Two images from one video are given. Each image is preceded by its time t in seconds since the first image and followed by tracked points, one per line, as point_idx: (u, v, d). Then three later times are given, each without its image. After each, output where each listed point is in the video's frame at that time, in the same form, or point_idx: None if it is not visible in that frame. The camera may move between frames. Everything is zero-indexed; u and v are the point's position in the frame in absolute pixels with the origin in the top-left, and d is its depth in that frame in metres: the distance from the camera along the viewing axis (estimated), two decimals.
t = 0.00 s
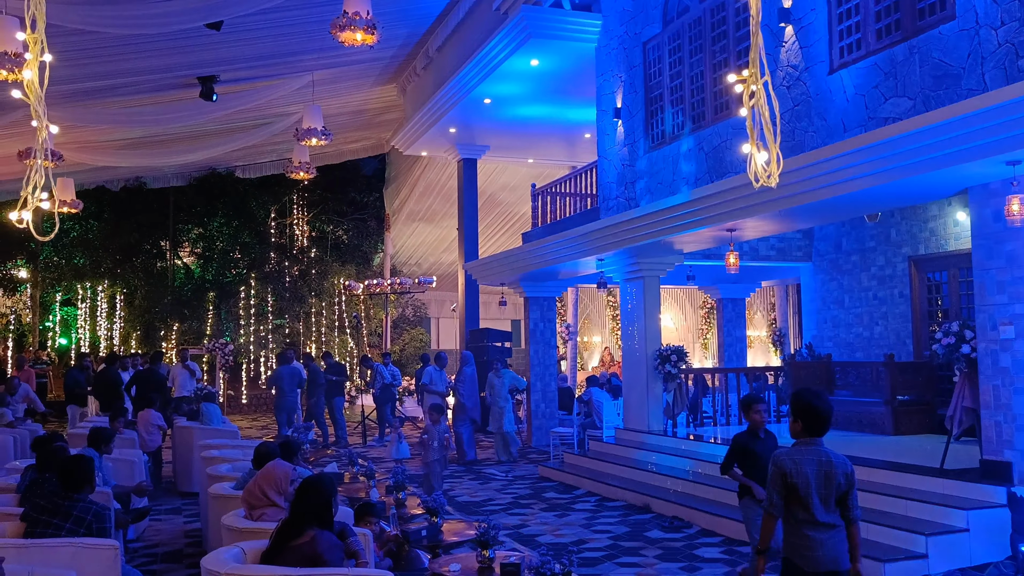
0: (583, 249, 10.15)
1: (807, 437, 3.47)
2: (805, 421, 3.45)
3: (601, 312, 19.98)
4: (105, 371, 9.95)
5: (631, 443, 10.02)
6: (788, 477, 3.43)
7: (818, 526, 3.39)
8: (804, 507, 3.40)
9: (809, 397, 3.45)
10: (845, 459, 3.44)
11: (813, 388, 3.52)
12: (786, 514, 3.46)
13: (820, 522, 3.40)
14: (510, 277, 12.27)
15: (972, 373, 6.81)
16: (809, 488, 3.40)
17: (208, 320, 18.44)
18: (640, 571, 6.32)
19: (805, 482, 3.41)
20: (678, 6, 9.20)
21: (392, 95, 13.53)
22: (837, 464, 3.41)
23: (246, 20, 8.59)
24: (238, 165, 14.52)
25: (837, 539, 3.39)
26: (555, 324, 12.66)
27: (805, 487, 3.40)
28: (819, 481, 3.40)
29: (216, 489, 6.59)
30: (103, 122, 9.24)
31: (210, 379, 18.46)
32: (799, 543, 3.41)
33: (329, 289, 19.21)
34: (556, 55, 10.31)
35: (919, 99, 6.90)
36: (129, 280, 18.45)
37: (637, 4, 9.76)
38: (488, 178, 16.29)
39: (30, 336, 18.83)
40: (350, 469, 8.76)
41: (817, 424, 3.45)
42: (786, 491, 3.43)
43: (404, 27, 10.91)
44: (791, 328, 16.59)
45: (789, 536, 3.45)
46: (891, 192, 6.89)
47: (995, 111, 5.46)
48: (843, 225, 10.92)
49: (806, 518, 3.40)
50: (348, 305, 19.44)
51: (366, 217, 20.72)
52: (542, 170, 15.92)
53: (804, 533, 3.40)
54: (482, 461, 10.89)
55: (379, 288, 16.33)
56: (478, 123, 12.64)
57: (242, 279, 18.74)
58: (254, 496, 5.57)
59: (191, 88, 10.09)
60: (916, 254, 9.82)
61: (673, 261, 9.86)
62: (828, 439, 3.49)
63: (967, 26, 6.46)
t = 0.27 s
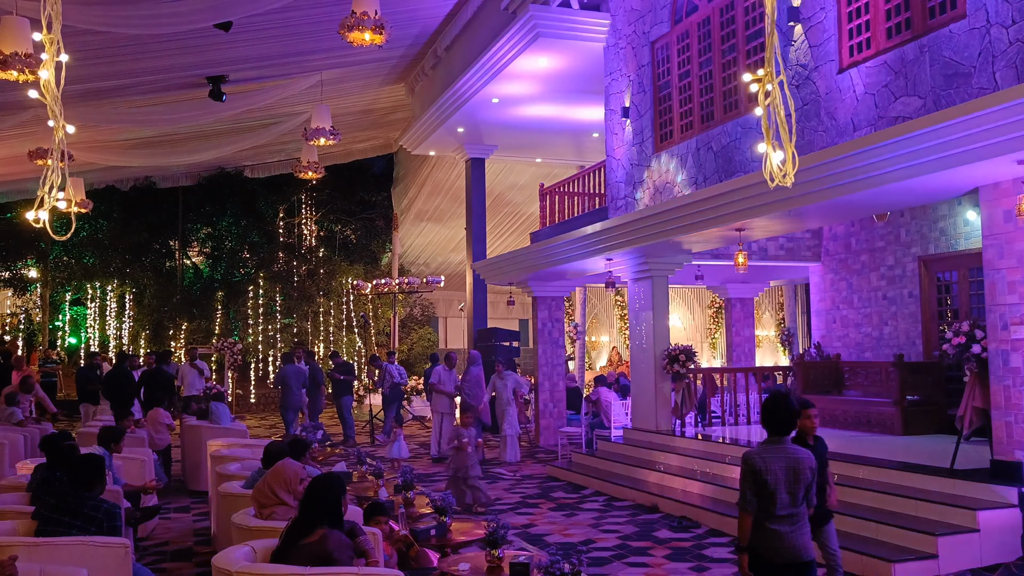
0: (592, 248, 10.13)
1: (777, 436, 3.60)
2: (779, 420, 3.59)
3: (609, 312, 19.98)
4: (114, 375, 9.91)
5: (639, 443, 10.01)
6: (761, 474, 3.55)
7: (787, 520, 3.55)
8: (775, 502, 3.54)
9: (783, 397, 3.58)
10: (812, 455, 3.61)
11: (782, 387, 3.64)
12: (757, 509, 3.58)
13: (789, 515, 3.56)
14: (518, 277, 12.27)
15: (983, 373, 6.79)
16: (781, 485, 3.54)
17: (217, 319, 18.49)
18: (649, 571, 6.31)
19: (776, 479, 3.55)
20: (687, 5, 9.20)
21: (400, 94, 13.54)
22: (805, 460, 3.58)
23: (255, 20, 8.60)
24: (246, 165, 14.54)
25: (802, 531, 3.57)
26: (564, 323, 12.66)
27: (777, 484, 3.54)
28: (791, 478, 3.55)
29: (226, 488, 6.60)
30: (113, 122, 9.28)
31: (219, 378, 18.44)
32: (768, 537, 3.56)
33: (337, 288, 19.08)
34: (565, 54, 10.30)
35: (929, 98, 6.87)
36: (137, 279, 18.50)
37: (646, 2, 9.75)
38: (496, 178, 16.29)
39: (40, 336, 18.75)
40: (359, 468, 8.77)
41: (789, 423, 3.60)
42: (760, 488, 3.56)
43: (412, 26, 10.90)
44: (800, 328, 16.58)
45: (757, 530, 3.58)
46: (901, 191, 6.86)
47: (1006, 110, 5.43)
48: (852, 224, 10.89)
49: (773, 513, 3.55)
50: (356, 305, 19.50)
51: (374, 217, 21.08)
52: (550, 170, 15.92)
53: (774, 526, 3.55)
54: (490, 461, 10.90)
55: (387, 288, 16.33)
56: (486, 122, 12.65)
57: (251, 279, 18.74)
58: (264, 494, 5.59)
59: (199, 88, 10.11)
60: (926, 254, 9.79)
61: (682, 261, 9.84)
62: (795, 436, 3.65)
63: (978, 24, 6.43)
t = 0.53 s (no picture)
0: (602, 248, 10.12)
1: (758, 427, 3.83)
2: (759, 412, 3.81)
3: (618, 311, 19.96)
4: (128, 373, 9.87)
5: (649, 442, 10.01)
6: (742, 463, 3.79)
7: (769, 508, 3.74)
8: (756, 490, 3.76)
9: (764, 390, 3.80)
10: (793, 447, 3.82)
11: (763, 382, 3.88)
12: (740, 496, 3.80)
13: (772, 503, 3.75)
14: (527, 277, 12.27)
15: (995, 373, 6.76)
16: (761, 473, 3.77)
17: (228, 318, 18.54)
18: (660, 571, 6.30)
19: (756, 468, 3.78)
20: (698, 4, 9.17)
21: (410, 94, 13.55)
22: (784, 450, 3.80)
23: (264, 21, 8.61)
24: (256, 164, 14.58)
25: (784, 518, 3.76)
26: (573, 323, 12.65)
27: (757, 472, 3.78)
28: (771, 466, 3.78)
29: (238, 487, 6.62)
30: (124, 122, 9.32)
31: (230, 376, 18.28)
32: (751, 522, 3.75)
33: (347, 287, 19.14)
34: (575, 53, 10.30)
35: (941, 97, 6.85)
36: (149, 279, 18.51)
37: (656, 2, 9.74)
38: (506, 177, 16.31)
39: (52, 335, 18.60)
40: (370, 467, 8.80)
41: (770, 416, 3.81)
42: (741, 476, 3.80)
43: (422, 26, 10.91)
44: (810, 328, 16.56)
45: (741, 517, 3.79)
46: (913, 190, 6.83)
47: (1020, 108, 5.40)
48: (863, 223, 10.86)
49: (756, 500, 3.76)
50: (366, 304, 19.55)
51: (384, 216, 21.24)
52: (559, 169, 15.92)
53: (757, 513, 3.74)
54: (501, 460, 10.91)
55: (397, 287, 16.35)
56: (496, 122, 12.65)
57: (262, 278, 18.81)
58: (276, 493, 5.60)
59: (210, 88, 10.14)
60: (938, 253, 9.74)
61: (692, 260, 9.82)
62: (777, 428, 3.87)
63: (991, 23, 6.40)
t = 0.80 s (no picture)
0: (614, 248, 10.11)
1: (753, 427, 4.20)
2: (755, 413, 4.15)
3: (630, 311, 19.94)
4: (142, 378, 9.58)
5: (661, 442, 9.99)
6: (737, 458, 4.16)
7: (761, 499, 4.10)
8: (748, 482, 4.13)
9: (758, 393, 4.15)
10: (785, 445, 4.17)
11: (760, 385, 4.25)
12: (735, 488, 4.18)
13: (763, 495, 4.10)
14: (539, 277, 12.27)
15: (1011, 374, 6.71)
16: (754, 468, 4.13)
17: (240, 318, 18.56)
18: (672, 572, 6.29)
19: (749, 462, 4.14)
20: (710, 3, 9.14)
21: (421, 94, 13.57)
22: (778, 449, 4.16)
23: (276, 21, 8.64)
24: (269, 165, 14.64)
25: (774, 508, 4.10)
26: (585, 323, 12.65)
27: (751, 467, 4.13)
28: (764, 464, 4.13)
29: (252, 487, 6.65)
30: (138, 122, 9.38)
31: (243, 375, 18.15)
32: (744, 512, 4.13)
33: (359, 287, 19.06)
34: (586, 53, 10.29)
35: (955, 95, 6.80)
36: (162, 279, 18.43)
37: (667, 1, 9.72)
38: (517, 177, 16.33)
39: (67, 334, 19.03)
40: (382, 466, 8.83)
41: (764, 416, 4.16)
42: (735, 470, 4.17)
43: (433, 26, 10.92)
44: (823, 327, 16.50)
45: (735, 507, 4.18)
46: (928, 189, 6.77)
47: None
48: (876, 223, 10.81)
49: (749, 491, 4.11)
50: (378, 303, 19.63)
51: (395, 216, 21.49)
52: (570, 169, 15.91)
53: (750, 505, 4.10)
54: (512, 461, 10.92)
55: (409, 287, 16.38)
56: (507, 122, 12.65)
57: (274, 278, 18.84)
58: (288, 493, 5.62)
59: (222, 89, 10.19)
60: (952, 252, 9.68)
61: (704, 261, 9.79)
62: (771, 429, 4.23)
63: (1005, 21, 6.35)
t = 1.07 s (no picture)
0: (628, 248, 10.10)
1: (750, 420, 4.32)
2: (754, 408, 4.27)
3: (644, 311, 19.92)
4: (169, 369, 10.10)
5: (676, 442, 9.97)
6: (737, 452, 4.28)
7: (754, 490, 4.23)
8: (743, 474, 4.26)
9: (757, 389, 4.27)
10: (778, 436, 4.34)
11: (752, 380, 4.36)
12: (732, 481, 4.29)
13: (761, 487, 4.25)
14: (553, 276, 12.27)
15: None
16: (753, 461, 4.27)
17: (255, 318, 18.62)
18: (688, 572, 6.28)
19: (744, 454, 4.28)
20: (724, 2, 9.11)
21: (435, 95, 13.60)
22: (771, 440, 4.32)
23: (291, 23, 8.67)
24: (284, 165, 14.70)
25: (767, 499, 4.24)
26: (599, 323, 12.63)
27: (748, 460, 4.27)
28: (762, 455, 4.28)
29: (268, 487, 6.68)
30: (154, 124, 9.45)
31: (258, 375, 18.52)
32: (738, 502, 4.26)
33: (373, 287, 19.25)
34: (600, 53, 10.28)
35: (972, 94, 6.74)
36: (178, 279, 18.58)
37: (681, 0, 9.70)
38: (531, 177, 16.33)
39: (84, 335, 19.23)
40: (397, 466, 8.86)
41: (761, 410, 4.29)
42: (735, 463, 4.29)
43: (447, 27, 10.93)
44: (839, 327, 16.43)
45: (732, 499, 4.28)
46: (946, 188, 6.72)
47: None
48: (892, 222, 10.75)
49: (744, 482, 4.25)
50: (392, 303, 19.68)
51: (409, 216, 21.52)
52: (584, 168, 15.91)
53: (745, 496, 4.23)
54: (526, 460, 10.93)
55: (423, 287, 16.42)
56: (521, 122, 12.65)
57: (289, 277, 18.82)
58: (305, 493, 5.65)
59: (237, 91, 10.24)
60: (970, 252, 9.61)
61: (719, 260, 9.76)
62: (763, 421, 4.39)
63: None
